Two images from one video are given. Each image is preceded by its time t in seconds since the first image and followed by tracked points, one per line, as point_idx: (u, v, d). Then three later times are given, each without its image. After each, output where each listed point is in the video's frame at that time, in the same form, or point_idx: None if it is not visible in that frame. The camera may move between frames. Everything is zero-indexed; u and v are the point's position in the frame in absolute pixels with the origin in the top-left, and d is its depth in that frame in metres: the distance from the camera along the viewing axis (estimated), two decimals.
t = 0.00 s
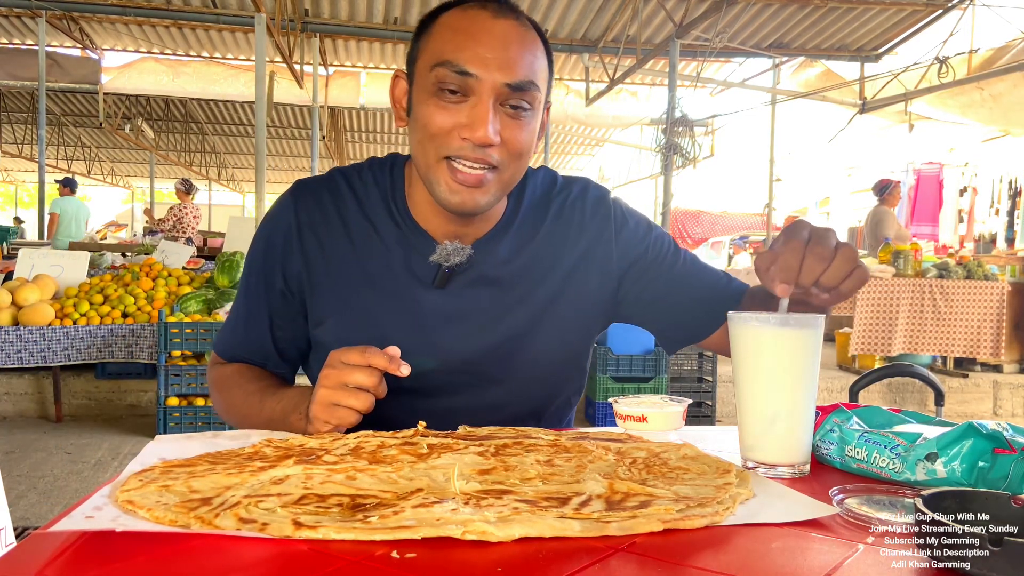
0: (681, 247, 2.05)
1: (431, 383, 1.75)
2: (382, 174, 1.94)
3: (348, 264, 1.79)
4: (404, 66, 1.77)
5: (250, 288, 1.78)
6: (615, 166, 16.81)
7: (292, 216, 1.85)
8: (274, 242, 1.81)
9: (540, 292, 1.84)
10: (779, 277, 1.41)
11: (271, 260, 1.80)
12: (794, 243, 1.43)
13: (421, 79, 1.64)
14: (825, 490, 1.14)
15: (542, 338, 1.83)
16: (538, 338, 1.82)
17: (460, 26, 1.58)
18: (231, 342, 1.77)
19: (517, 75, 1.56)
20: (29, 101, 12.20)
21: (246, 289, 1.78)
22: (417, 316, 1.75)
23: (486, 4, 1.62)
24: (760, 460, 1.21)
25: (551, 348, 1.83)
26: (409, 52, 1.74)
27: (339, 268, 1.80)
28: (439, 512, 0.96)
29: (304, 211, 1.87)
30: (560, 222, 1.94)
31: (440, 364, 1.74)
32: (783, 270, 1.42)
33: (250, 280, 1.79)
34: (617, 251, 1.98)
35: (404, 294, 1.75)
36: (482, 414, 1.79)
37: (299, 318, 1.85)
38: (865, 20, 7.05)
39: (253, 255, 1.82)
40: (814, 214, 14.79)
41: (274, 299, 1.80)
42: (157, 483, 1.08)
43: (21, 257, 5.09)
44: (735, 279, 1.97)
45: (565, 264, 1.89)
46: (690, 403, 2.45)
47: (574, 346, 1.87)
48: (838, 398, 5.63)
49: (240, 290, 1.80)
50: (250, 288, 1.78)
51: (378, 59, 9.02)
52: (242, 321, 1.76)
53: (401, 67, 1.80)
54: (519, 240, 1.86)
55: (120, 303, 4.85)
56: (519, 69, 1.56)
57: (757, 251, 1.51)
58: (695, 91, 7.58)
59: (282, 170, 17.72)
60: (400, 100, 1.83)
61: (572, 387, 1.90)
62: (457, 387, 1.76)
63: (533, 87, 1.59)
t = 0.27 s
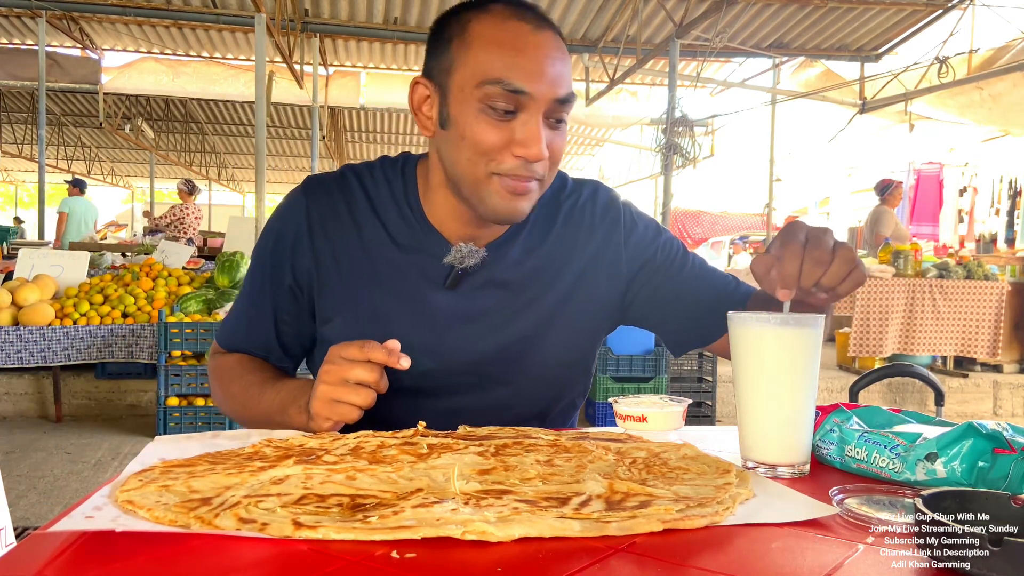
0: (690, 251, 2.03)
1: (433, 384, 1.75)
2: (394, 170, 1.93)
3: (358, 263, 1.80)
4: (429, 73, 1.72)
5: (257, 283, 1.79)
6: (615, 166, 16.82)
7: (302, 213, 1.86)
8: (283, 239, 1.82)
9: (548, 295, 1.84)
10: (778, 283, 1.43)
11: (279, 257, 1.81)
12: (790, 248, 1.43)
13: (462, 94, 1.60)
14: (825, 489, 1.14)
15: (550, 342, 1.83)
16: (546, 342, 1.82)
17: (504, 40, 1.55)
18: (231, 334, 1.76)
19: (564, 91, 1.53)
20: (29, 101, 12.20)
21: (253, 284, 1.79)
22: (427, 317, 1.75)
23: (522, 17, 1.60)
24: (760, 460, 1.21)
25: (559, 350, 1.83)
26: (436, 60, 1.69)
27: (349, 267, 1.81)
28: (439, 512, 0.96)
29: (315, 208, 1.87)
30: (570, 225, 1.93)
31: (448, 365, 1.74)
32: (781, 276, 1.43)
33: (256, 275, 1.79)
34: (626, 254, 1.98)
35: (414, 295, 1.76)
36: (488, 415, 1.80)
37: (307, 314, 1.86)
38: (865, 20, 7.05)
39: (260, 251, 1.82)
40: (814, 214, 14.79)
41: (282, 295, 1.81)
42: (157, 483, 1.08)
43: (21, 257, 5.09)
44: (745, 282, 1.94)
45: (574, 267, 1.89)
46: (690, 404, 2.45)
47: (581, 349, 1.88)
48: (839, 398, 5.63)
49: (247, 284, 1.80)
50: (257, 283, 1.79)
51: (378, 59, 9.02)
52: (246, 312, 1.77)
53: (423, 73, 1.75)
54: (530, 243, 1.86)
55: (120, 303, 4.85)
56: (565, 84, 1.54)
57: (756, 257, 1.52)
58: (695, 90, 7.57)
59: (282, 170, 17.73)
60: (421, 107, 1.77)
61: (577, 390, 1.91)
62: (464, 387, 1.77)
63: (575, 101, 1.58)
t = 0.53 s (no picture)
0: (691, 255, 2.03)
1: (433, 384, 1.75)
2: (402, 167, 1.94)
3: (368, 259, 1.80)
4: (437, 72, 1.73)
5: (263, 269, 1.73)
6: (614, 166, 16.82)
7: (311, 205, 1.84)
8: (291, 228, 1.79)
9: (551, 297, 1.84)
10: (779, 285, 1.43)
11: (287, 245, 1.77)
12: (792, 251, 1.43)
13: (468, 92, 1.60)
14: (825, 489, 1.14)
15: (552, 344, 1.83)
16: (548, 343, 1.82)
17: (510, 40, 1.55)
18: (225, 330, 1.62)
19: (569, 91, 1.53)
20: (29, 101, 12.20)
21: (257, 269, 1.72)
22: (433, 316, 1.76)
23: (530, 17, 1.59)
24: (760, 460, 1.22)
25: (561, 352, 1.84)
26: (445, 58, 1.69)
27: (358, 262, 1.80)
28: (439, 512, 0.96)
29: (324, 201, 1.86)
30: (573, 227, 1.93)
31: (451, 365, 1.75)
32: (783, 278, 1.43)
33: (263, 260, 1.73)
34: (628, 257, 1.98)
35: (421, 293, 1.77)
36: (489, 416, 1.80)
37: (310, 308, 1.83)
38: (865, 20, 7.05)
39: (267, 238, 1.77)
40: (814, 214, 14.80)
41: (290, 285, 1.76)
42: (157, 483, 1.08)
43: (21, 257, 5.09)
44: (744, 288, 1.96)
45: (577, 269, 1.89)
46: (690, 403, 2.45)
47: (583, 351, 1.88)
48: (838, 398, 5.63)
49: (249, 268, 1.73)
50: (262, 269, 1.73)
51: (378, 59, 9.02)
52: (244, 308, 1.66)
53: (431, 72, 1.75)
54: (533, 244, 1.86)
55: (120, 303, 4.85)
56: (570, 84, 1.54)
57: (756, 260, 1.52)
58: (695, 90, 7.57)
59: (282, 170, 17.74)
60: (429, 106, 1.78)
61: (576, 391, 1.91)
62: (466, 387, 1.77)
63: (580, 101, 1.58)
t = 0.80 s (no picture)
0: (694, 253, 2.03)
1: (434, 384, 1.75)
2: (411, 164, 1.94)
3: (377, 252, 1.79)
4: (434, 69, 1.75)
5: (273, 258, 1.70)
6: (614, 166, 16.81)
7: (323, 196, 1.82)
8: (303, 217, 1.76)
9: (558, 294, 1.84)
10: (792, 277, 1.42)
11: (298, 234, 1.74)
12: (806, 245, 1.42)
13: (446, 82, 1.62)
14: (825, 489, 1.14)
15: (558, 341, 1.83)
16: (553, 340, 1.83)
17: (483, 28, 1.56)
18: (228, 323, 1.58)
19: (541, 76, 1.53)
20: (29, 101, 12.20)
21: (267, 258, 1.69)
22: (442, 311, 1.77)
23: (510, 7, 1.59)
24: (760, 460, 1.22)
25: (565, 349, 1.84)
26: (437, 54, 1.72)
27: (367, 255, 1.79)
28: (440, 512, 0.96)
29: (335, 194, 1.85)
30: (578, 225, 1.93)
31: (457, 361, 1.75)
32: (797, 270, 1.42)
33: (273, 249, 1.70)
34: (634, 255, 1.97)
35: (430, 287, 1.77)
36: (494, 411, 1.81)
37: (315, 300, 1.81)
38: (865, 20, 7.05)
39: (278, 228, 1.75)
40: (814, 214, 14.80)
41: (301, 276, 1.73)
42: (158, 483, 1.08)
43: (21, 257, 5.09)
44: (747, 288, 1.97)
45: (583, 266, 1.89)
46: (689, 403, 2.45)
47: (587, 348, 1.88)
48: (839, 398, 5.63)
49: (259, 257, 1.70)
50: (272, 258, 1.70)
51: (378, 59, 9.02)
52: (251, 300, 1.62)
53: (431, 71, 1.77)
54: (539, 241, 1.86)
55: (120, 303, 4.84)
56: (543, 69, 1.54)
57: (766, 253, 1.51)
58: (695, 90, 7.57)
59: (282, 170, 17.74)
60: (429, 104, 1.80)
61: (577, 387, 1.92)
62: (470, 383, 1.78)
63: (558, 86, 1.56)
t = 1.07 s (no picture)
0: (700, 254, 2.02)
1: (434, 384, 1.75)
2: (416, 164, 1.95)
3: (380, 250, 1.79)
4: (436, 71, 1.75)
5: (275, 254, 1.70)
6: (615, 166, 16.82)
7: (326, 194, 1.83)
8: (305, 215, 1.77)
9: (563, 293, 1.84)
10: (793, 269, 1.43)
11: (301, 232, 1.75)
12: (810, 239, 1.42)
13: (451, 85, 1.62)
14: (825, 489, 1.14)
15: (563, 340, 1.83)
16: (558, 339, 1.83)
17: (488, 30, 1.55)
18: (227, 315, 1.57)
19: (546, 77, 1.53)
20: (29, 101, 12.21)
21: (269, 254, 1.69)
22: (446, 309, 1.75)
23: (513, 7, 1.59)
24: (760, 460, 1.22)
25: (569, 348, 1.84)
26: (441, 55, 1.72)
27: (370, 253, 1.79)
28: (439, 512, 0.96)
29: (339, 192, 1.85)
30: (584, 226, 1.93)
31: (461, 359, 1.75)
32: (798, 263, 1.43)
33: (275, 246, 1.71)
34: (639, 256, 1.97)
35: (434, 284, 1.76)
36: (497, 410, 1.81)
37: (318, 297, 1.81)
38: (865, 20, 7.05)
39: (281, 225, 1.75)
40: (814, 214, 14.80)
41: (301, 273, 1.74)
42: (157, 483, 1.08)
43: (21, 257, 5.09)
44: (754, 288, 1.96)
45: (589, 265, 1.89)
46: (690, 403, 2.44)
47: (591, 347, 1.88)
48: (839, 398, 5.63)
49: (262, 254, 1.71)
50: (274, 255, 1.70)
51: (378, 59, 9.02)
52: (254, 295, 1.63)
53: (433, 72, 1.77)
54: (544, 241, 1.86)
55: (120, 303, 4.84)
56: (548, 70, 1.53)
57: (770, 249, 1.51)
58: (695, 90, 7.57)
59: (282, 170, 17.74)
60: (433, 106, 1.81)
61: (582, 386, 1.92)
62: (474, 381, 1.78)
63: (563, 87, 1.56)
